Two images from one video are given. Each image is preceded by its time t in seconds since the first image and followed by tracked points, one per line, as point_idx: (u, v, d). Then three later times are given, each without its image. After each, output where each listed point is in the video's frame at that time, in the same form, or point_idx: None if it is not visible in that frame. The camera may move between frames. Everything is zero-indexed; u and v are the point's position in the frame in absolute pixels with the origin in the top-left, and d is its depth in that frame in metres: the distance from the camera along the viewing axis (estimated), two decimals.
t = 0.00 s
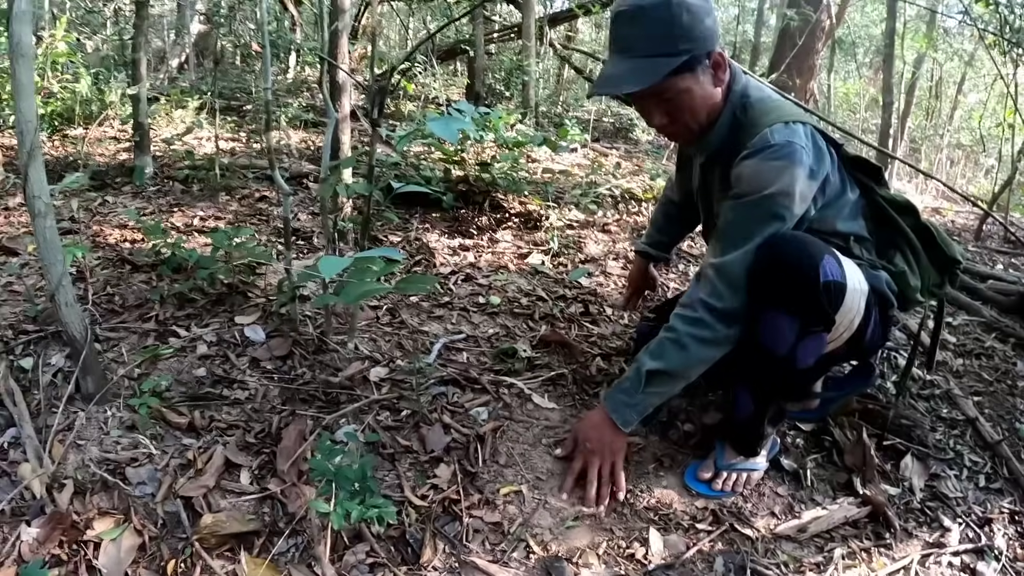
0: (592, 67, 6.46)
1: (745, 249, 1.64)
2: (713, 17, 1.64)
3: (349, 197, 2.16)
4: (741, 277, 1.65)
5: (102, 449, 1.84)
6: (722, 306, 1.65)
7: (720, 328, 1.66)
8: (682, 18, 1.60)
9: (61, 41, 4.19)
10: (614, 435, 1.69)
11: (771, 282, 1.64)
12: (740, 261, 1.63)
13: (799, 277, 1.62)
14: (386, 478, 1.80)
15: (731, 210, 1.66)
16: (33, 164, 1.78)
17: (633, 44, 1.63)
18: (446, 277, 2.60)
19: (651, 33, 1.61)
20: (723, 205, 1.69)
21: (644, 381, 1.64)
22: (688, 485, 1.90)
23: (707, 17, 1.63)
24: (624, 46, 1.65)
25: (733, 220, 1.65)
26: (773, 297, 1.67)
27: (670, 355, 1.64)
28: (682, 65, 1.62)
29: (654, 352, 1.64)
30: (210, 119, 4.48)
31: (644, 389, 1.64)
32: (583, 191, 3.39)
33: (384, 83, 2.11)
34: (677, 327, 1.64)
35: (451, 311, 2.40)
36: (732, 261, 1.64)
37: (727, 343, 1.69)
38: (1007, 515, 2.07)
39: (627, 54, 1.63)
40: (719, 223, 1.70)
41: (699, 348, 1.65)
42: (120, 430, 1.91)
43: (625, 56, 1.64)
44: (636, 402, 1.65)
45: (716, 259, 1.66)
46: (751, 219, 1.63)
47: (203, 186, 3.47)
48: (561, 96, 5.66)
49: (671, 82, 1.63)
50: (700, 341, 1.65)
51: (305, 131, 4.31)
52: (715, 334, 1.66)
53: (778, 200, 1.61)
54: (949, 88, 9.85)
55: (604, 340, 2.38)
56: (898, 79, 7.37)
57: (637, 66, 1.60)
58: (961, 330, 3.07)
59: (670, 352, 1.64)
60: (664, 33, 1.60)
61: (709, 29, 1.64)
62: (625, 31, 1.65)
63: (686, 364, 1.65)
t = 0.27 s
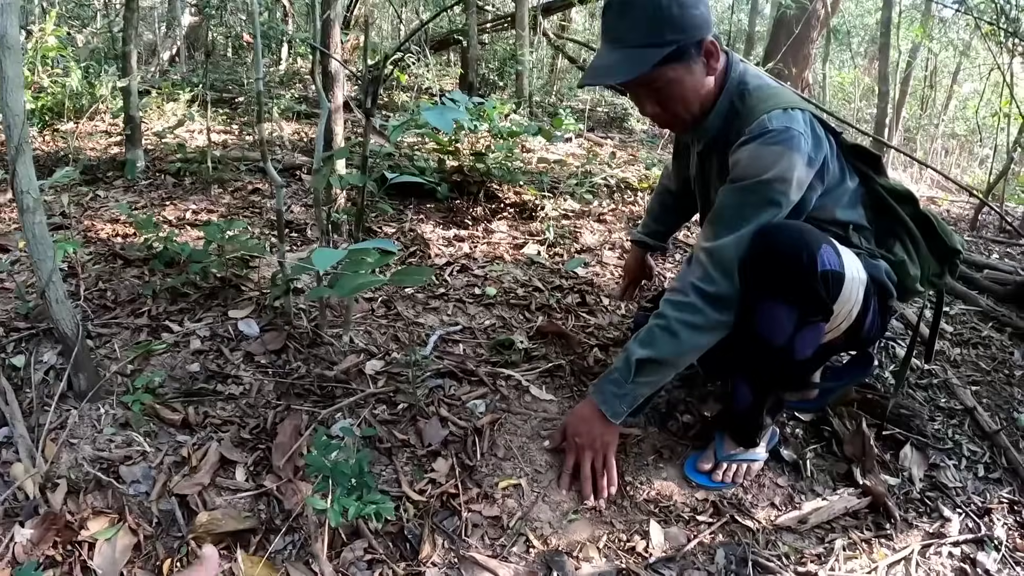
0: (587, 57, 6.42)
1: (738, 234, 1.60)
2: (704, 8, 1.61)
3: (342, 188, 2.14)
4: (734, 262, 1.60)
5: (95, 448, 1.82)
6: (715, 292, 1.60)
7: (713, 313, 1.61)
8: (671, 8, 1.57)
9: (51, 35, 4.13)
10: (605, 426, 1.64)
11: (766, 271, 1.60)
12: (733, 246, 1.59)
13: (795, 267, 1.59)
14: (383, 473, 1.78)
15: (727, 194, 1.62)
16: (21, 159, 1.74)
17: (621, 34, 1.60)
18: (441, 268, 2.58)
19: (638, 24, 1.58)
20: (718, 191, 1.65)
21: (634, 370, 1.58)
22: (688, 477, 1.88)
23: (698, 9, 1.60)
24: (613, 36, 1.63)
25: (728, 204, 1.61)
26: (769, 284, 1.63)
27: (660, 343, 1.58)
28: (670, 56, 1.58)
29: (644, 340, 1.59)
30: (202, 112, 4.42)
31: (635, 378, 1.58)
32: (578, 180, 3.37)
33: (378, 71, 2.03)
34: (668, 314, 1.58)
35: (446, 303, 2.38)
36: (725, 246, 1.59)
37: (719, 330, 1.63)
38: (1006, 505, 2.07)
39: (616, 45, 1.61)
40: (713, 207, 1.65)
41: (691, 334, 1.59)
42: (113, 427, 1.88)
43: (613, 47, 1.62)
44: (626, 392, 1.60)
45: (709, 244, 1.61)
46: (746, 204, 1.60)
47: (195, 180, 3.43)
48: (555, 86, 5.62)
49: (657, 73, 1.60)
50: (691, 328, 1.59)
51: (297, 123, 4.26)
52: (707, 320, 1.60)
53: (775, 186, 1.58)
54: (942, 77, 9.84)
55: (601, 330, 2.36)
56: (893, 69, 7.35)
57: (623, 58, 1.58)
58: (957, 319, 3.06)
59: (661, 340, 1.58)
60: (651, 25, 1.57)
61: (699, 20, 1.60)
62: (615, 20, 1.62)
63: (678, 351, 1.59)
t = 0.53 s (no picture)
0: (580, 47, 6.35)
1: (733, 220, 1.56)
2: None
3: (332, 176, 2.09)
4: (729, 249, 1.55)
5: (81, 447, 1.77)
6: (709, 279, 1.55)
7: (708, 302, 1.55)
8: None
9: (36, 29, 4.04)
10: (599, 423, 1.59)
11: (762, 259, 1.58)
12: (728, 233, 1.54)
13: (792, 255, 1.55)
14: (373, 468, 1.74)
15: (722, 179, 1.58)
16: None
17: (613, 16, 1.56)
18: (432, 258, 2.53)
19: (631, 6, 1.53)
20: (713, 177, 1.61)
21: (626, 361, 1.54)
22: (685, 470, 1.85)
23: None
24: (606, 19, 1.58)
25: (723, 189, 1.57)
26: (765, 273, 1.60)
27: (653, 333, 1.53)
28: (664, 38, 1.54)
29: (636, 330, 1.54)
30: (190, 104, 4.35)
31: (627, 369, 1.54)
32: (571, 169, 3.32)
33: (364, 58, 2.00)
34: (660, 302, 1.54)
35: (437, 294, 2.34)
36: (718, 232, 1.54)
37: (717, 318, 1.58)
38: (1006, 496, 2.04)
39: (608, 28, 1.57)
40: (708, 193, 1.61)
41: (684, 324, 1.54)
42: (99, 426, 1.83)
43: (605, 30, 1.58)
44: (618, 384, 1.56)
45: (704, 230, 1.57)
46: (741, 190, 1.56)
47: (183, 172, 3.36)
48: (548, 76, 5.56)
49: (651, 56, 1.56)
50: (685, 317, 1.54)
51: (287, 113, 4.19)
52: (703, 308, 1.55)
53: (771, 171, 1.54)
54: (936, 65, 9.81)
55: (594, 321, 2.32)
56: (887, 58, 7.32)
57: (615, 41, 1.54)
58: (954, 309, 3.03)
59: (654, 329, 1.54)
60: (644, 5, 1.52)
61: None
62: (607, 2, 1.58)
63: (671, 342, 1.54)
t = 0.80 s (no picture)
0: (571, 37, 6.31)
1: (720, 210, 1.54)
2: None
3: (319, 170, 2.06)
4: (716, 240, 1.53)
5: (68, 447, 1.76)
6: (695, 270, 1.53)
7: (694, 293, 1.54)
8: None
9: (21, 24, 3.99)
10: (584, 416, 1.58)
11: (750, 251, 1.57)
12: (715, 223, 1.53)
13: (779, 247, 1.54)
14: (360, 464, 1.73)
15: (709, 169, 1.57)
16: None
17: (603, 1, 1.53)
18: (420, 251, 2.52)
19: None
20: (700, 166, 1.59)
21: (611, 354, 1.53)
22: (674, 463, 1.84)
23: None
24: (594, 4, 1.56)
25: (710, 178, 1.56)
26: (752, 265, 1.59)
27: (639, 325, 1.52)
28: (654, 24, 1.52)
29: (622, 322, 1.53)
30: (178, 98, 4.30)
31: (613, 362, 1.53)
32: (560, 160, 3.30)
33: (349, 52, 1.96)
34: (646, 294, 1.52)
35: (425, 287, 2.32)
36: (705, 222, 1.53)
37: (703, 310, 1.56)
38: (996, 487, 2.04)
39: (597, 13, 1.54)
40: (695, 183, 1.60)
41: (670, 315, 1.53)
42: (86, 425, 1.82)
43: (594, 15, 1.55)
44: (604, 377, 1.55)
45: (691, 220, 1.55)
46: (729, 180, 1.54)
47: (171, 167, 3.33)
48: (538, 67, 5.53)
49: (640, 42, 1.54)
50: (671, 309, 1.53)
51: (275, 106, 4.15)
52: (689, 300, 1.54)
53: (758, 161, 1.53)
54: (928, 54, 9.79)
55: (583, 313, 2.31)
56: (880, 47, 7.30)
57: (604, 26, 1.51)
58: (944, 298, 3.03)
59: (640, 322, 1.52)
60: None
61: None
62: None
63: (656, 334, 1.53)
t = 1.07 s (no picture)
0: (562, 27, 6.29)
1: (702, 200, 1.55)
2: None
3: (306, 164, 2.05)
4: (698, 231, 1.54)
5: (60, 443, 1.77)
6: (677, 261, 1.54)
7: (676, 284, 1.55)
8: None
9: (8, 20, 3.96)
10: (567, 408, 1.60)
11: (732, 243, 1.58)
12: (697, 214, 1.54)
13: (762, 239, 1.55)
14: (348, 456, 1.74)
15: (693, 160, 1.57)
16: None
17: None
18: (408, 243, 2.52)
19: None
20: (683, 157, 1.60)
21: (594, 346, 1.54)
22: (659, 453, 1.86)
23: None
24: None
25: (694, 169, 1.56)
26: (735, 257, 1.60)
27: (621, 317, 1.53)
28: (638, 16, 1.52)
29: (604, 314, 1.54)
30: (166, 92, 4.28)
31: (595, 353, 1.54)
32: (549, 150, 3.31)
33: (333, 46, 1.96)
34: (628, 286, 1.53)
35: (412, 279, 2.33)
36: (688, 213, 1.53)
37: (685, 301, 1.57)
38: (982, 476, 2.06)
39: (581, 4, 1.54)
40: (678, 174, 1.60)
41: (652, 307, 1.54)
42: (78, 422, 1.83)
43: (578, 7, 1.55)
44: (587, 369, 1.55)
45: (674, 211, 1.56)
46: (712, 172, 1.55)
47: (160, 162, 3.32)
48: (529, 57, 5.52)
49: (624, 34, 1.54)
50: (653, 300, 1.54)
51: (264, 99, 4.14)
52: (671, 291, 1.55)
53: (742, 153, 1.53)
54: (920, 42, 9.80)
55: (570, 304, 2.32)
56: (871, 36, 7.30)
57: (589, 18, 1.51)
58: (933, 288, 3.05)
59: (622, 313, 1.53)
60: None
61: None
62: None
63: (638, 325, 1.54)
